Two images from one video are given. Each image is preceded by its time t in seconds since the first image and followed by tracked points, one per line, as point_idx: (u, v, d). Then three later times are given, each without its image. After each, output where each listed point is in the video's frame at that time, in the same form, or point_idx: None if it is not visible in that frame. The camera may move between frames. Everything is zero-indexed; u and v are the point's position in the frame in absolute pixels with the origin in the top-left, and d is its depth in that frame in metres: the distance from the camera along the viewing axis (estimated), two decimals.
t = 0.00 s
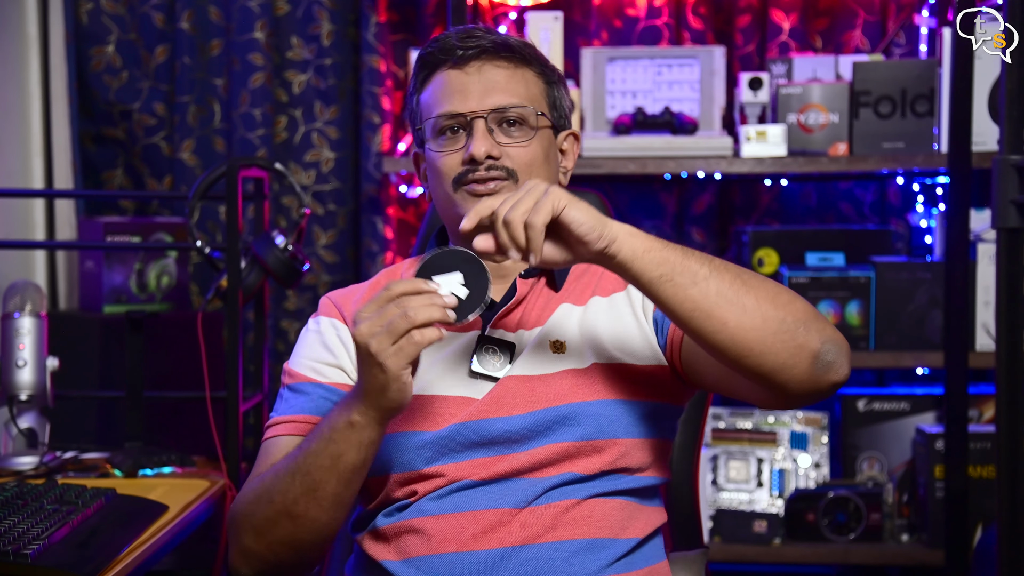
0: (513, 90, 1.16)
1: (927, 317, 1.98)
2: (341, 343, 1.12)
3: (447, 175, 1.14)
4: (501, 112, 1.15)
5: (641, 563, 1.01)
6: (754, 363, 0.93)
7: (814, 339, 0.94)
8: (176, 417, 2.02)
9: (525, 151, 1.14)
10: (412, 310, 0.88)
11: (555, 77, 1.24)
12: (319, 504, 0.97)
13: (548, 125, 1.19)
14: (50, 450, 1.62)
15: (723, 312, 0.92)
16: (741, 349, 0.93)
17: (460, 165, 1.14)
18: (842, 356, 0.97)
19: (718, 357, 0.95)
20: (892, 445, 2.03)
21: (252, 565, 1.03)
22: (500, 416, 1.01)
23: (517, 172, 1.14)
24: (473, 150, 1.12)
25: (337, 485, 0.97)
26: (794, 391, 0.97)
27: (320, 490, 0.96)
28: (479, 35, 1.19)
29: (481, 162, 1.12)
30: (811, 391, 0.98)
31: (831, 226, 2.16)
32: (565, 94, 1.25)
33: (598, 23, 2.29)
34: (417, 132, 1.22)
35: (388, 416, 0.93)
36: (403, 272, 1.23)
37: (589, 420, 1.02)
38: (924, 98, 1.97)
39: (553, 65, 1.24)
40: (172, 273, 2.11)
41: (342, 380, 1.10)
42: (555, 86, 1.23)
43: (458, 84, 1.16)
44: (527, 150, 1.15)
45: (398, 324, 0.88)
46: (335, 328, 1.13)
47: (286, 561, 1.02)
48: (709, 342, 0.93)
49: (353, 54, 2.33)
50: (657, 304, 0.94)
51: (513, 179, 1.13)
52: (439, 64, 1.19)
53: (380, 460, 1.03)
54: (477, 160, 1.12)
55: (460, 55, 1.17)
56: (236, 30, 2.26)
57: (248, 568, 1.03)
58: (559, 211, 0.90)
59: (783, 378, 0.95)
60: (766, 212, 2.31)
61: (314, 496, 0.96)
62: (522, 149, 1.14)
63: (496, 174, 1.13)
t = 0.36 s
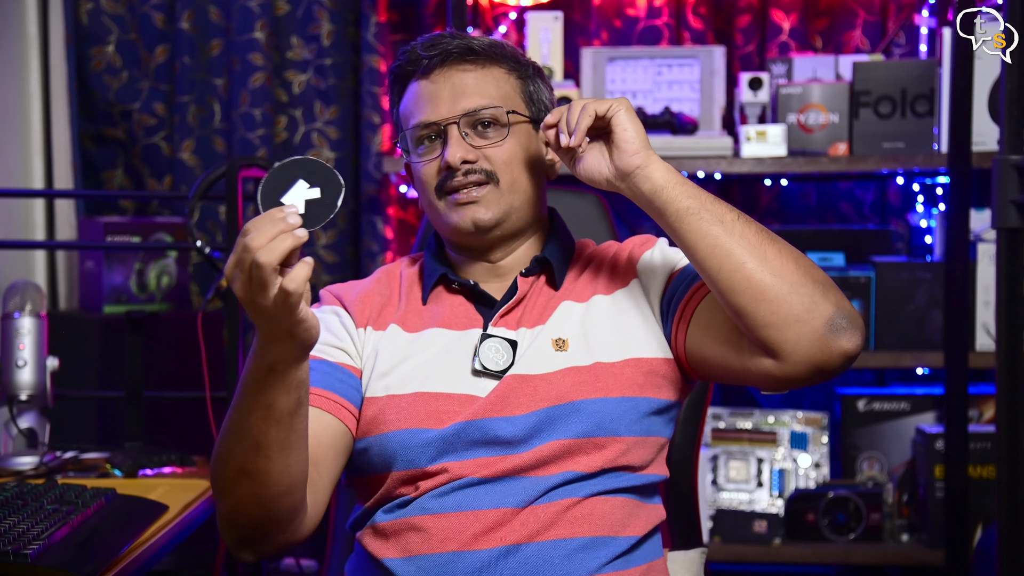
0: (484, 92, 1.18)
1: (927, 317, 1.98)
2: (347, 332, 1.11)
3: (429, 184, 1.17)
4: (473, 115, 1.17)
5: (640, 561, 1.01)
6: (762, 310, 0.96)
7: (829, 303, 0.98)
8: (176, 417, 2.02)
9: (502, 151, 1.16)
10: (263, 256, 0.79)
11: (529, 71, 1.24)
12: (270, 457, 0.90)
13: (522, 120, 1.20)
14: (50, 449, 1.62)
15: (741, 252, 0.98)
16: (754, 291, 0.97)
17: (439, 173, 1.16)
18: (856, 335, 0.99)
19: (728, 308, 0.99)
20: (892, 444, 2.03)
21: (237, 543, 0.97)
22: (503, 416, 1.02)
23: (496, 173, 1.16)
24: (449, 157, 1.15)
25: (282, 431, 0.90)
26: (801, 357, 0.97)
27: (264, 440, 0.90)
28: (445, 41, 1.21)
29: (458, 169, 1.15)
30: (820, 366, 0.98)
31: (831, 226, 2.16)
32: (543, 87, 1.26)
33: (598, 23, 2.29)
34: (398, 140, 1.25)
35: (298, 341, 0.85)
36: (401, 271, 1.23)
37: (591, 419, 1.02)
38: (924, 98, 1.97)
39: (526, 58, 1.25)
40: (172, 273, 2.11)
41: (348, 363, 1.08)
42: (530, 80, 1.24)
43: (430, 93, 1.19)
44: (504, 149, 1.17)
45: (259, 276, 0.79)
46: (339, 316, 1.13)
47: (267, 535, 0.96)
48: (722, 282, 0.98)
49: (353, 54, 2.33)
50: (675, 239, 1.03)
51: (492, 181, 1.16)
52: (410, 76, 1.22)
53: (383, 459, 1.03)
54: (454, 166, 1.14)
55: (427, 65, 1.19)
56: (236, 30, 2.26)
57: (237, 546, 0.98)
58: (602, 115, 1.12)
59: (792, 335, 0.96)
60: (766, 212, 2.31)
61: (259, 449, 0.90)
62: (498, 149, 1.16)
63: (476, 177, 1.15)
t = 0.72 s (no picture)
0: (495, 94, 1.18)
1: (927, 317, 1.97)
2: (349, 331, 1.11)
3: (438, 184, 1.17)
4: (484, 117, 1.17)
5: (640, 562, 1.01)
6: (737, 266, 0.97)
7: (810, 263, 0.97)
8: (176, 417, 2.02)
9: (511, 153, 1.16)
10: (290, 270, 0.80)
11: (538, 73, 1.24)
12: (277, 463, 0.90)
13: (531, 122, 1.20)
14: (50, 450, 1.62)
15: (720, 210, 1.00)
16: (731, 246, 0.97)
17: (448, 174, 1.16)
18: (841, 299, 0.96)
19: (707, 270, 0.99)
20: (892, 444, 2.03)
21: (238, 544, 0.97)
22: (503, 416, 1.02)
23: (505, 176, 1.15)
24: (459, 158, 1.14)
25: (289, 438, 0.90)
26: (776, 317, 0.95)
27: (271, 447, 0.90)
28: (456, 41, 1.21)
29: (468, 170, 1.14)
30: (799, 329, 0.95)
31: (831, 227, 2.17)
32: (552, 89, 1.26)
33: (598, 23, 2.29)
34: (405, 138, 1.25)
35: (312, 353, 0.85)
36: (405, 270, 1.23)
37: (586, 414, 1.01)
38: (924, 98, 1.97)
39: (535, 59, 1.25)
40: (172, 273, 2.11)
41: (350, 362, 1.08)
42: (540, 82, 1.24)
43: (440, 93, 1.18)
44: (513, 152, 1.16)
45: (283, 290, 0.80)
46: (341, 316, 1.13)
47: (268, 536, 0.96)
48: (701, 238, 0.99)
49: (353, 54, 2.33)
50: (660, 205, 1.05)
51: (501, 184, 1.15)
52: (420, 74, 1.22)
53: (383, 460, 1.03)
54: (463, 168, 1.14)
55: (437, 64, 1.19)
56: (235, 30, 2.26)
57: (236, 547, 0.98)
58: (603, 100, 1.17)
59: (767, 289, 0.95)
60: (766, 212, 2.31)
61: (266, 455, 0.90)
62: (508, 152, 1.16)
63: (485, 180, 1.15)
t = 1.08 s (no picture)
0: (485, 93, 1.18)
1: (927, 317, 1.97)
2: (348, 336, 1.11)
3: (432, 186, 1.17)
4: (474, 116, 1.17)
5: (640, 562, 1.01)
6: (699, 201, 1.00)
7: (771, 192, 0.99)
8: (176, 417, 2.02)
9: (503, 150, 1.16)
10: (305, 278, 0.79)
11: (528, 70, 1.24)
12: (279, 475, 0.90)
13: (522, 119, 1.20)
14: (50, 450, 1.62)
15: (684, 163, 1.05)
16: (694, 189, 1.01)
17: (441, 174, 1.16)
18: (807, 222, 0.96)
19: (677, 218, 1.03)
20: (892, 444, 2.03)
21: (242, 551, 0.97)
22: (501, 415, 1.02)
23: (499, 172, 1.16)
24: (451, 158, 1.15)
25: (290, 449, 0.89)
26: (743, 239, 0.95)
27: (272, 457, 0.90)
28: (444, 41, 1.21)
29: (460, 169, 1.15)
30: (768, 252, 0.95)
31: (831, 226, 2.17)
32: (542, 86, 1.26)
33: (598, 23, 2.29)
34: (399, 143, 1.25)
35: (318, 362, 0.85)
36: (403, 272, 1.23)
37: (577, 405, 1.01)
38: (924, 98, 1.97)
39: (524, 57, 1.24)
40: (172, 273, 2.10)
41: (349, 367, 1.08)
42: (530, 79, 1.24)
43: (430, 95, 1.19)
44: (505, 149, 1.17)
45: (296, 298, 0.79)
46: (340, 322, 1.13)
47: (270, 544, 0.96)
48: (669, 193, 1.04)
49: (353, 54, 2.33)
50: (637, 183, 1.10)
51: (495, 181, 1.16)
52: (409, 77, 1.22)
53: (383, 462, 1.04)
54: (456, 166, 1.15)
55: (426, 65, 1.19)
56: (235, 30, 2.26)
57: (240, 553, 0.98)
58: (586, 120, 1.22)
59: (728, 215, 0.97)
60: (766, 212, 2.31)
61: (267, 466, 0.90)
62: (500, 149, 1.16)
63: (479, 177, 1.16)
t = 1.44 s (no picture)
0: (473, 96, 1.18)
1: (927, 317, 1.97)
2: (343, 335, 1.11)
3: (420, 189, 1.17)
4: (461, 119, 1.17)
5: (634, 563, 1.01)
6: (700, 220, 0.99)
7: (773, 212, 0.99)
8: (176, 417, 2.02)
9: (490, 153, 1.16)
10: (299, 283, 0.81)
11: (518, 71, 1.24)
12: (265, 476, 0.90)
13: (511, 121, 1.20)
14: (50, 450, 1.62)
15: (684, 178, 1.04)
16: (694, 207, 1.01)
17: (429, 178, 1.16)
18: (808, 243, 0.97)
19: (676, 233, 1.02)
20: (892, 444, 2.03)
21: (234, 551, 0.97)
22: (496, 417, 1.02)
23: (485, 175, 1.16)
24: (438, 161, 1.15)
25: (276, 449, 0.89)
26: (744, 260, 0.95)
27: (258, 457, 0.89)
28: (433, 43, 1.21)
29: (447, 172, 1.14)
30: (769, 274, 0.95)
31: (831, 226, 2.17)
32: (533, 87, 1.26)
33: (598, 23, 2.29)
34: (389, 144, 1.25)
35: (302, 369, 0.85)
36: (398, 272, 1.23)
37: (573, 408, 1.01)
38: (924, 98, 1.97)
39: (515, 58, 1.24)
40: (172, 273, 2.11)
41: (343, 365, 1.08)
42: (520, 80, 1.24)
43: (420, 97, 1.19)
44: (491, 151, 1.17)
45: (290, 300, 0.81)
46: (333, 319, 1.13)
47: (261, 544, 0.96)
48: (667, 207, 1.04)
49: (353, 54, 2.33)
50: (636, 194, 1.10)
51: (481, 183, 1.16)
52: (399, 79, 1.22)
53: (378, 463, 1.03)
54: (443, 170, 1.14)
55: (415, 69, 1.20)
56: (235, 30, 2.26)
57: (229, 551, 0.98)
58: (583, 125, 1.22)
59: (730, 237, 0.97)
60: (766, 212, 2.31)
61: (253, 469, 0.89)
62: (487, 152, 1.16)
63: (465, 180, 1.15)
